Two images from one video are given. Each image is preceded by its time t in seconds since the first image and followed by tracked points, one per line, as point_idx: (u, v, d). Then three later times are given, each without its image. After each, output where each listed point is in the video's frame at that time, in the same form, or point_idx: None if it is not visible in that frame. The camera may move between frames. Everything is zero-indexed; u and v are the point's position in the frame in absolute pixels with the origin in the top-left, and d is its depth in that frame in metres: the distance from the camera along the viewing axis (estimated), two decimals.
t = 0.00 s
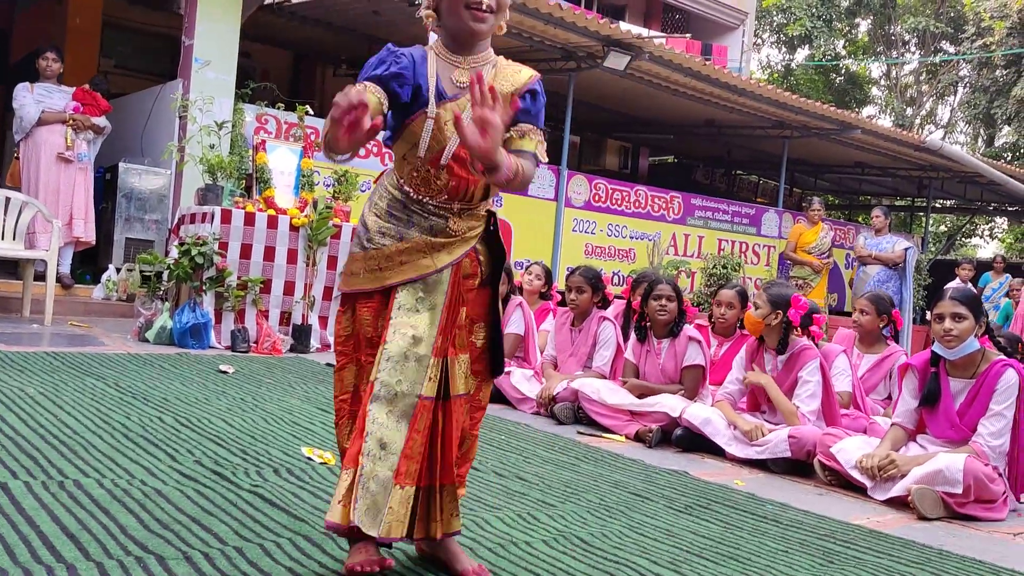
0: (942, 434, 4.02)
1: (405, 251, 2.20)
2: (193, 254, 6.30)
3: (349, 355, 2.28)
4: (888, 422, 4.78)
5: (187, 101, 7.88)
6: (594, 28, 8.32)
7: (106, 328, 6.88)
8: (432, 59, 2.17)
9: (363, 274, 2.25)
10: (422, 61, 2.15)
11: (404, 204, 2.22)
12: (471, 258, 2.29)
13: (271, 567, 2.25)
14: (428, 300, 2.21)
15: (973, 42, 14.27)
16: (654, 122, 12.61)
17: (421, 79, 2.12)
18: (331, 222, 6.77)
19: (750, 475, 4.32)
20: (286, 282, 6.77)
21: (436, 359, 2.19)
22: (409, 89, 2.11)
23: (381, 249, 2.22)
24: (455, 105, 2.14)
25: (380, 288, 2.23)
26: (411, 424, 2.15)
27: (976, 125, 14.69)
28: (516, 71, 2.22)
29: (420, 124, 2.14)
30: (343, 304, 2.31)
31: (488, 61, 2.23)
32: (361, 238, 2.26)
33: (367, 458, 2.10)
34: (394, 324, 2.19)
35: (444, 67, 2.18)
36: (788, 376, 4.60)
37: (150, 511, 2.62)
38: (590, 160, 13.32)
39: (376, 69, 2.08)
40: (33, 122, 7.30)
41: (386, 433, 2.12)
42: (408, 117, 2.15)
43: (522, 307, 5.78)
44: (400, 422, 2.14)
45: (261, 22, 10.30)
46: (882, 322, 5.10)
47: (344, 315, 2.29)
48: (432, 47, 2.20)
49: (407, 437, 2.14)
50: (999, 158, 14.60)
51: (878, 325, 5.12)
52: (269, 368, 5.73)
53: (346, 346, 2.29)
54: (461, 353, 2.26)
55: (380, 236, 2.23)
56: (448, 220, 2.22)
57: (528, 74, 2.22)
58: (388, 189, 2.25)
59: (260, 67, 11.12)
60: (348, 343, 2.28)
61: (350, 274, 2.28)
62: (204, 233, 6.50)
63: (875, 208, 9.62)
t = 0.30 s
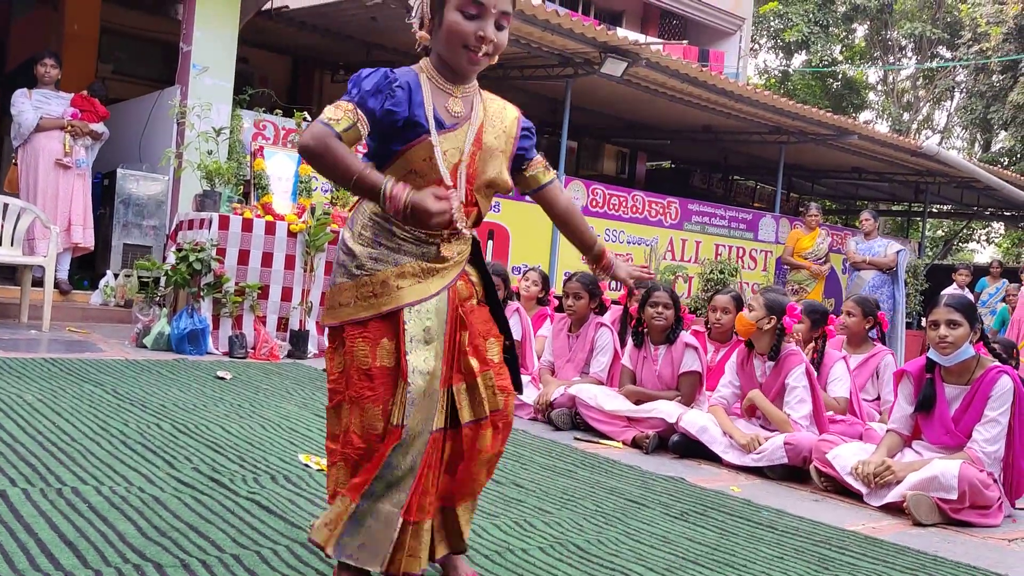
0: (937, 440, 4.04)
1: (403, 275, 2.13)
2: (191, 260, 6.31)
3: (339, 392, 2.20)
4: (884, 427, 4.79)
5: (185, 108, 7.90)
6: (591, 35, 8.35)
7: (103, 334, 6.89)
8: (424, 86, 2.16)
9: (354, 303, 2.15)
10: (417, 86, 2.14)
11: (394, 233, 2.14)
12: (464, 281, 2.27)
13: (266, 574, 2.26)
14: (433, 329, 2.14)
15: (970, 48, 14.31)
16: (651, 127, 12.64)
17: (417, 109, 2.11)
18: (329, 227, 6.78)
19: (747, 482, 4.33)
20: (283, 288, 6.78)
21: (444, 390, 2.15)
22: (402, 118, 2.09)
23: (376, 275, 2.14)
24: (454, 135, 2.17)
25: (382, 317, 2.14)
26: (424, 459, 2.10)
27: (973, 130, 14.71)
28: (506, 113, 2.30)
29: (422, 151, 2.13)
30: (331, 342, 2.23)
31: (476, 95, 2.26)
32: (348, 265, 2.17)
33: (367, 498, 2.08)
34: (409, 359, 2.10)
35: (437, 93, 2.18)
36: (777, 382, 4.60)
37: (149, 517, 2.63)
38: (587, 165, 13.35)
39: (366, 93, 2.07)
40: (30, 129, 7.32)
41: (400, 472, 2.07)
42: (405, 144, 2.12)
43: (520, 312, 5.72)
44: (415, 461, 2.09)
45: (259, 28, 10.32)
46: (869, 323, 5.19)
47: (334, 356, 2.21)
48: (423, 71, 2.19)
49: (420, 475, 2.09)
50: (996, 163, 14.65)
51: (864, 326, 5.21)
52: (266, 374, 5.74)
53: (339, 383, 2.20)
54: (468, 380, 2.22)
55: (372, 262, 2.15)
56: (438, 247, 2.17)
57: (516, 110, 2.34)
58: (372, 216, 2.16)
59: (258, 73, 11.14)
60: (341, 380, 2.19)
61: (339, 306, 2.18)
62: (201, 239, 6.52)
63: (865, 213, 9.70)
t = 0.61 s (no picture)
0: (937, 437, 4.04)
1: (446, 263, 2.03)
2: (191, 260, 6.31)
3: (363, 377, 2.02)
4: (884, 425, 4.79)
5: (184, 108, 7.90)
6: (591, 34, 8.36)
7: (104, 334, 6.89)
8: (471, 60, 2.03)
9: (395, 286, 2.00)
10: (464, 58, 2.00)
11: (439, 216, 2.05)
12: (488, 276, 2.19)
13: (268, 572, 2.26)
14: (473, 316, 2.08)
15: (969, 46, 14.31)
16: (651, 126, 12.65)
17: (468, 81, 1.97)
18: (329, 227, 6.79)
19: (747, 480, 4.34)
20: (284, 288, 6.79)
21: (480, 380, 2.08)
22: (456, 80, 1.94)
23: (420, 260, 2.01)
24: (507, 109, 2.06)
25: (426, 303, 2.00)
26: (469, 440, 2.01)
27: (972, 128, 14.71)
28: (545, 90, 2.22)
29: (477, 124, 1.99)
30: (353, 323, 2.06)
31: (518, 73, 2.16)
32: (388, 247, 2.03)
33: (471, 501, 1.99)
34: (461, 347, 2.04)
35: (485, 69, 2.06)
36: (772, 379, 4.60)
37: (150, 516, 2.63)
38: (587, 164, 13.36)
39: (416, 60, 1.90)
40: (30, 129, 7.32)
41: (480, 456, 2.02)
42: (460, 117, 1.97)
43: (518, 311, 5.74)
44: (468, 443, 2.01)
45: (258, 28, 10.33)
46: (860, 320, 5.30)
47: (359, 338, 2.04)
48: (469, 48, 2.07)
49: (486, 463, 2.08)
50: (995, 161, 14.63)
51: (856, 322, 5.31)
52: (267, 374, 5.75)
53: (363, 366, 2.02)
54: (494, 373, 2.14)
55: (417, 246, 2.02)
56: (479, 234, 2.10)
57: (550, 82, 2.26)
58: (416, 195, 2.04)
59: (257, 73, 11.14)
60: (366, 364, 2.01)
61: (377, 287, 2.01)
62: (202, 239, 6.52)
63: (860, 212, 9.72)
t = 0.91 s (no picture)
0: (933, 433, 4.05)
1: (474, 268, 2.04)
2: (188, 260, 6.30)
3: (391, 385, 2.02)
4: (881, 422, 4.77)
5: (180, 107, 7.89)
6: (587, 32, 8.37)
7: (100, 334, 6.89)
8: (486, 66, 2.04)
9: (422, 294, 2.02)
10: (476, 65, 2.02)
11: (463, 222, 2.06)
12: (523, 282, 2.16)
13: (266, 570, 2.27)
14: (504, 324, 2.07)
15: (964, 43, 14.35)
16: (647, 124, 12.65)
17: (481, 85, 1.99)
18: (325, 226, 6.79)
19: (743, 476, 4.35)
20: (280, 287, 6.78)
21: (513, 391, 2.07)
22: (466, 90, 1.96)
23: (446, 266, 2.03)
24: (526, 109, 2.06)
25: (452, 309, 2.02)
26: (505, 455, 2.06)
27: (968, 125, 14.73)
28: (566, 94, 2.22)
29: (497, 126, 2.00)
30: (382, 334, 2.08)
31: (536, 76, 2.17)
32: (413, 256, 2.04)
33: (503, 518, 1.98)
34: (486, 355, 2.04)
35: (501, 72, 2.08)
36: (767, 377, 4.61)
37: (147, 515, 2.63)
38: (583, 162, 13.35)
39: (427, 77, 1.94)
40: (25, 129, 7.31)
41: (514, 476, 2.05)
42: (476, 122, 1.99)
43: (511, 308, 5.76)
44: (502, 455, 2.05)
45: (253, 27, 10.31)
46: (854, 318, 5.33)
47: (386, 346, 2.05)
48: (482, 53, 2.09)
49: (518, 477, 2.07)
50: (991, 158, 14.65)
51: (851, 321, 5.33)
52: (265, 373, 5.74)
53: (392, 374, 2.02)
54: (529, 381, 2.12)
55: (442, 251, 2.03)
56: (506, 237, 2.11)
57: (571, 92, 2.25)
58: (440, 204, 2.05)
59: (253, 72, 11.12)
60: (391, 373, 2.02)
61: (404, 297, 2.03)
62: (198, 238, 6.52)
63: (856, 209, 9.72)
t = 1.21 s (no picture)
0: (922, 433, 4.08)
1: (468, 269, 2.05)
2: (176, 263, 6.27)
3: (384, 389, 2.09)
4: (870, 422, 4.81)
5: (168, 110, 7.85)
6: (576, 34, 8.38)
7: (89, 338, 6.85)
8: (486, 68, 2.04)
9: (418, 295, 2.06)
10: (477, 72, 2.00)
11: (461, 224, 2.06)
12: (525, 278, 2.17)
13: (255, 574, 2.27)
14: (499, 325, 2.08)
15: (951, 43, 14.43)
16: (636, 125, 12.67)
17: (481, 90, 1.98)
18: (314, 228, 6.77)
19: (733, 477, 4.36)
20: (269, 290, 6.77)
21: (512, 390, 2.09)
22: (472, 107, 1.95)
23: (440, 267, 2.04)
24: (527, 111, 2.04)
25: (444, 313, 2.05)
26: (499, 462, 2.05)
27: (955, 125, 14.79)
28: (571, 89, 2.19)
29: (494, 131, 1.99)
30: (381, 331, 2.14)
31: (539, 72, 2.15)
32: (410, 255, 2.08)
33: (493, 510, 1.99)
34: (476, 354, 2.03)
35: (503, 73, 2.05)
36: (753, 376, 4.63)
37: (135, 521, 2.62)
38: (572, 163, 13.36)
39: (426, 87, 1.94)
40: (12, 133, 7.27)
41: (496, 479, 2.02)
42: (479, 127, 1.98)
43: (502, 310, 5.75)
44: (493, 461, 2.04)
45: (241, 29, 10.28)
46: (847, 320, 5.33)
47: (385, 346, 2.12)
48: (482, 55, 2.06)
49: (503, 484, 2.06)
50: (978, 157, 14.74)
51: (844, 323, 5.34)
52: (254, 376, 5.73)
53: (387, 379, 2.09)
54: (527, 382, 2.14)
55: (435, 254, 2.05)
56: (504, 238, 2.10)
57: (576, 83, 2.23)
58: (443, 206, 2.07)
59: (241, 75, 11.09)
60: (385, 371, 2.10)
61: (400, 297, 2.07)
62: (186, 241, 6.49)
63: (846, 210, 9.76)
